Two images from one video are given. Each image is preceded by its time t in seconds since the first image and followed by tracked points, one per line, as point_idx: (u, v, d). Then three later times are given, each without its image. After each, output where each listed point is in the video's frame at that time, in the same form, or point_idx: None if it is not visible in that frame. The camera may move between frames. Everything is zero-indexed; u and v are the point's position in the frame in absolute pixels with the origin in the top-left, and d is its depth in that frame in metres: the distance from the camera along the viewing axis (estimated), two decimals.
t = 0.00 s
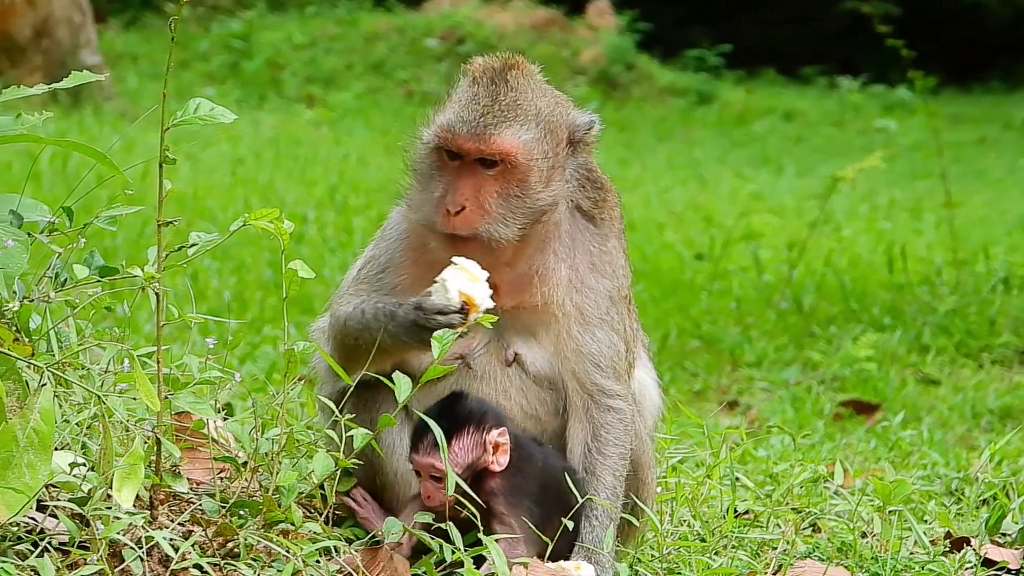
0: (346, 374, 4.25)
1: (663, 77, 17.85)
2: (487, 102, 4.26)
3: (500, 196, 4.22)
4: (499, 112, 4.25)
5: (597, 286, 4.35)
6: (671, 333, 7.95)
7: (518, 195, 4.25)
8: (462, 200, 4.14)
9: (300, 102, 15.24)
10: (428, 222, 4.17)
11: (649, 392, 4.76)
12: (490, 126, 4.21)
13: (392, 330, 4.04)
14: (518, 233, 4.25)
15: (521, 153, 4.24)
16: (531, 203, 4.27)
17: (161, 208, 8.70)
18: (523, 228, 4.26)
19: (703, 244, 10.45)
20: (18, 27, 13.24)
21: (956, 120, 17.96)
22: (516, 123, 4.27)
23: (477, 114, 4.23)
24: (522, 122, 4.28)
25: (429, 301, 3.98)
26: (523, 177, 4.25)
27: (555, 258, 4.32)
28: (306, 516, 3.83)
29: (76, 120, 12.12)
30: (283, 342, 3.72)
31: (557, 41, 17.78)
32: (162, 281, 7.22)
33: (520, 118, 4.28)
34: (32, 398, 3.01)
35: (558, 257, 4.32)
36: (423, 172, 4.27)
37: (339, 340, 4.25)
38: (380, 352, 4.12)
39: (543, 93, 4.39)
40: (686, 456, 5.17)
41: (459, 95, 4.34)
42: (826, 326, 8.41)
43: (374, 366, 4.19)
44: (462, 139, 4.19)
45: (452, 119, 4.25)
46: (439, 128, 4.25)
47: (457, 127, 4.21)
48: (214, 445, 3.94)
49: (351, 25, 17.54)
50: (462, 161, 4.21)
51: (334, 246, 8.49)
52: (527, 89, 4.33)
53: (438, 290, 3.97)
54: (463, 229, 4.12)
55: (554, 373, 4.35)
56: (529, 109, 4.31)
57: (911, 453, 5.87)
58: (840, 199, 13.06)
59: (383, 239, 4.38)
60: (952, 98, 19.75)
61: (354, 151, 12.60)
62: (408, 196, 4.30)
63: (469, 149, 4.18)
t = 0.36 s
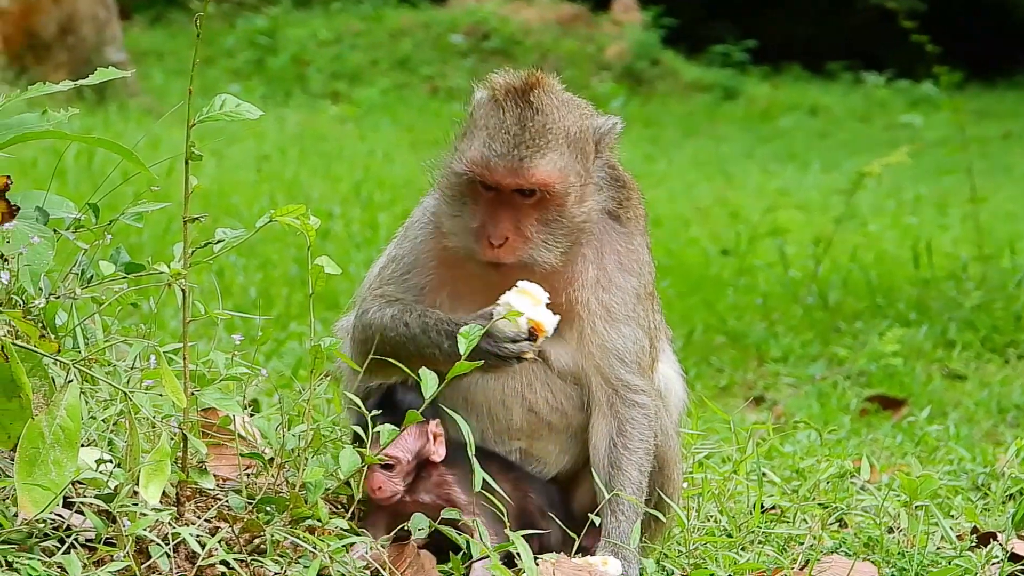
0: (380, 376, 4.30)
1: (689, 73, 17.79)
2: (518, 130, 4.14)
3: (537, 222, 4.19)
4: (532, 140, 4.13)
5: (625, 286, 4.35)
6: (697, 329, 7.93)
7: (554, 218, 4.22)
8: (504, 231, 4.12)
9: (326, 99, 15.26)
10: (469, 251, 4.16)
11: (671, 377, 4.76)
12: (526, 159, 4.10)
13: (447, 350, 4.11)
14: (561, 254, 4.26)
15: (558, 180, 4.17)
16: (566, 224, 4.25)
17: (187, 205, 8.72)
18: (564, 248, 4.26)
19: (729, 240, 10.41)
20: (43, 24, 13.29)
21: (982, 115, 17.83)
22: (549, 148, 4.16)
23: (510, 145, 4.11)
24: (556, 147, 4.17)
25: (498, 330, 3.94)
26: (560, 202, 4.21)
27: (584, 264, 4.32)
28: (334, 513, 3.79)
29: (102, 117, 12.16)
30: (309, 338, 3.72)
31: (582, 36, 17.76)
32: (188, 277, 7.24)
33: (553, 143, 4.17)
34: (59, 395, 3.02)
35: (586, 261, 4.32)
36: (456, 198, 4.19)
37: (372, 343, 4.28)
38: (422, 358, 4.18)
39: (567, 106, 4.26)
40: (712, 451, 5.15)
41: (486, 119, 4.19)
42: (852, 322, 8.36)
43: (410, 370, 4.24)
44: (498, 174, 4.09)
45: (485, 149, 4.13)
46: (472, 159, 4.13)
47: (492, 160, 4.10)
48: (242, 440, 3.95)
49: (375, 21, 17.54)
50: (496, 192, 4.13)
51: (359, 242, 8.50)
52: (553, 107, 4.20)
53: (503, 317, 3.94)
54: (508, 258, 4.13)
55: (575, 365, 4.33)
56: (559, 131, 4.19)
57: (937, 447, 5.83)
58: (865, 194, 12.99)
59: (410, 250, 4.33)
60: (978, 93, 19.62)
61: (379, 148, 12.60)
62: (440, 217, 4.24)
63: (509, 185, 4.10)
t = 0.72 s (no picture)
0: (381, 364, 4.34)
1: (707, 67, 17.72)
2: (573, 160, 4.13)
3: (591, 248, 4.20)
4: (590, 172, 4.12)
5: (648, 288, 4.37)
6: (715, 323, 7.91)
7: (607, 246, 4.24)
8: (559, 259, 4.13)
9: (343, 94, 15.27)
10: (520, 273, 4.16)
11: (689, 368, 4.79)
12: (586, 191, 4.10)
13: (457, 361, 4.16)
14: (609, 278, 4.28)
15: (614, 211, 4.19)
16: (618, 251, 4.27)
17: (205, 200, 8.73)
18: (615, 268, 4.27)
19: (747, 233, 10.38)
20: (60, 20, 13.31)
21: (1000, 108, 17.75)
22: (606, 179, 4.17)
23: (568, 178, 4.11)
24: (610, 176, 4.18)
25: (520, 359, 4.02)
26: (615, 227, 4.21)
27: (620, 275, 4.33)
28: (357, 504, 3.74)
29: (120, 112, 12.19)
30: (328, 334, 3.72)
31: (599, 30, 17.74)
32: (206, 272, 7.25)
33: (608, 172, 4.17)
34: (77, 389, 3.03)
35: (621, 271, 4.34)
36: (505, 224, 4.17)
37: (379, 332, 4.29)
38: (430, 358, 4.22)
39: (615, 132, 4.27)
40: (730, 445, 5.13)
41: (539, 149, 4.16)
42: (871, 315, 8.32)
43: (416, 367, 4.28)
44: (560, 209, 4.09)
45: (543, 183, 4.11)
46: (529, 190, 4.11)
47: (554, 194, 4.10)
48: (260, 435, 3.96)
49: (392, 16, 17.54)
50: (551, 223, 4.13)
51: (377, 237, 8.50)
52: (605, 136, 4.21)
53: (526, 345, 4.00)
54: (564, 283, 4.16)
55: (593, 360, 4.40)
56: (611, 161, 4.20)
57: (956, 440, 5.80)
58: (883, 187, 12.95)
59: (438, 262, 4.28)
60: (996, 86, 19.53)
61: (397, 143, 12.60)
62: (484, 240, 4.21)
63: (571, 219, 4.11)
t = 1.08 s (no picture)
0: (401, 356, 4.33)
1: (723, 61, 17.66)
2: (613, 160, 4.14)
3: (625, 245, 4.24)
4: (630, 172, 4.15)
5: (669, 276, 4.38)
6: (731, 317, 7.89)
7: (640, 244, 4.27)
8: (596, 256, 4.18)
9: (360, 87, 15.27)
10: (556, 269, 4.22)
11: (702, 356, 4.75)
12: (626, 191, 4.12)
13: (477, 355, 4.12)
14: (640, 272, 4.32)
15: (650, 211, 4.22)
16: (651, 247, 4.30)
17: (221, 193, 8.74)
18: (649, 262, 4.30)
19: (764, 228, 10.35)
20: (77, 13, 13.33)
21: (1017, 103, 17.66)
22: (644, 178, 4.20)
23: (608, 179, 4.13)
24: (648, 175, 4.20)
25: (531, 351, 4.07)
26: (651, 224, 4.24)
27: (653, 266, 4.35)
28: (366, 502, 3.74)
29: (137, 105, 12.20)
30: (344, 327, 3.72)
31: (616, 25, 17.70)
32: (223, 266, 7.26)
33: (647, 172, 4.20)
34: (93, 382, 3.02)
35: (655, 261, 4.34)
36: (539, 220, 4.19)
37: (400, 322, 4.27)
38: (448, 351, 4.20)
39: (649, 129, 4.30)
40: (747, 439, 5.11)
41: (579, 148, 4.18)
42: (887, 309, 8.29)
43: (436, 360, 4.26)
44: (600, 209, 4.12)
45: (582, 182, 4.13)
46: (570, 190, 4.13)
47: (593, 194, 4.12)
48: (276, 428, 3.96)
49: (409, 9, 17.53)
50: (588, 221, 4.16)
51: (394, 231, 8.49)
52: (642, 136, 4.23)
53: (539, 338, 4.08)
54: (597, 278, 4.21)
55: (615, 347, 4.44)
56: (649, 161, 4.23)
57: (972, 435, 5.77)
58: (899, 182, 12.90)
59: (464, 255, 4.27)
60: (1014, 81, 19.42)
61: (414, 136, 12.60)
62: (517, 235, 4.23)
63: (610, 219, 4.13)
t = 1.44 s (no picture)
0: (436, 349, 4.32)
1: (736, 58, 17.61)
2: (620, 96, 4.23)
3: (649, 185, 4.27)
4: (639, 104, 4.24)
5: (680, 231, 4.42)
6: (743, 314, 7.87)
7: (662, 179, 4.30)
8: (625, 196, 4.17)
9: (373, 82, 15.28)
10: (588, 225, 4.20)
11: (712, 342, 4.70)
12: (641, 121, 4.21)
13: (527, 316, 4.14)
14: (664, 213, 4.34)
15: (666, 142, 4.28)
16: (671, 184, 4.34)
17: (233, 187, 8.75)
18: (669, 205, 4.35)
19: (776, 225, 10.33)
20: (91, 5, 13.35)
21: None
22: (654, 112, 4.28)
23: (621, 112, 4.21)
24: (658, 109, 4.28)
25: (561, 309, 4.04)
26: (667, 161, 4.30)
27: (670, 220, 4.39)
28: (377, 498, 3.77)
29: (150, 98, 12.21)
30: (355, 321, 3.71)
31: (630, 22, 17.68)
32: (235, 259, 7.27)
33: (654, 104, 4.29)
34: (104, 374, 3.03)
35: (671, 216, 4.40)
36: (562, 175, 4.23)
37: (434, 315, 4.25)
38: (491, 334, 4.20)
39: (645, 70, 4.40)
40: (757, 436, 5.10)
41: (585, 94, 4.26)
42: (898, 307, 8.27)
43: (478, 345, 4.26)
44: (620, 141, 4.18)
45: (598, 123, 4.21)
46: (587, 132, 4.20)
47: (611, 130, 4.19)
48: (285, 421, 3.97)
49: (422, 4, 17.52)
50: (609, 160, 4.21)
51: (406, 226, 8.50)
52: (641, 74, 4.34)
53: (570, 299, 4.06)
54: (631, 224, 4.19)
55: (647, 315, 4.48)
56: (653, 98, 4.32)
57: (982, 434, 5.75)
58: (912, 180, 12.86)
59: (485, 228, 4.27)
60: None
61: (426, 131, 12.60)
62: (538, 197, 4.26)
63: (632, 152, 4.19)
